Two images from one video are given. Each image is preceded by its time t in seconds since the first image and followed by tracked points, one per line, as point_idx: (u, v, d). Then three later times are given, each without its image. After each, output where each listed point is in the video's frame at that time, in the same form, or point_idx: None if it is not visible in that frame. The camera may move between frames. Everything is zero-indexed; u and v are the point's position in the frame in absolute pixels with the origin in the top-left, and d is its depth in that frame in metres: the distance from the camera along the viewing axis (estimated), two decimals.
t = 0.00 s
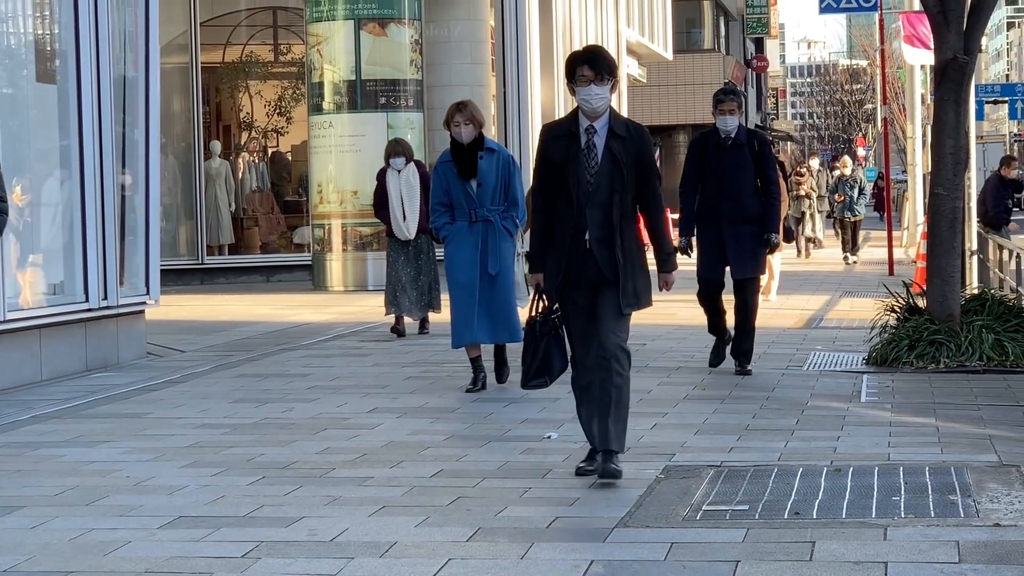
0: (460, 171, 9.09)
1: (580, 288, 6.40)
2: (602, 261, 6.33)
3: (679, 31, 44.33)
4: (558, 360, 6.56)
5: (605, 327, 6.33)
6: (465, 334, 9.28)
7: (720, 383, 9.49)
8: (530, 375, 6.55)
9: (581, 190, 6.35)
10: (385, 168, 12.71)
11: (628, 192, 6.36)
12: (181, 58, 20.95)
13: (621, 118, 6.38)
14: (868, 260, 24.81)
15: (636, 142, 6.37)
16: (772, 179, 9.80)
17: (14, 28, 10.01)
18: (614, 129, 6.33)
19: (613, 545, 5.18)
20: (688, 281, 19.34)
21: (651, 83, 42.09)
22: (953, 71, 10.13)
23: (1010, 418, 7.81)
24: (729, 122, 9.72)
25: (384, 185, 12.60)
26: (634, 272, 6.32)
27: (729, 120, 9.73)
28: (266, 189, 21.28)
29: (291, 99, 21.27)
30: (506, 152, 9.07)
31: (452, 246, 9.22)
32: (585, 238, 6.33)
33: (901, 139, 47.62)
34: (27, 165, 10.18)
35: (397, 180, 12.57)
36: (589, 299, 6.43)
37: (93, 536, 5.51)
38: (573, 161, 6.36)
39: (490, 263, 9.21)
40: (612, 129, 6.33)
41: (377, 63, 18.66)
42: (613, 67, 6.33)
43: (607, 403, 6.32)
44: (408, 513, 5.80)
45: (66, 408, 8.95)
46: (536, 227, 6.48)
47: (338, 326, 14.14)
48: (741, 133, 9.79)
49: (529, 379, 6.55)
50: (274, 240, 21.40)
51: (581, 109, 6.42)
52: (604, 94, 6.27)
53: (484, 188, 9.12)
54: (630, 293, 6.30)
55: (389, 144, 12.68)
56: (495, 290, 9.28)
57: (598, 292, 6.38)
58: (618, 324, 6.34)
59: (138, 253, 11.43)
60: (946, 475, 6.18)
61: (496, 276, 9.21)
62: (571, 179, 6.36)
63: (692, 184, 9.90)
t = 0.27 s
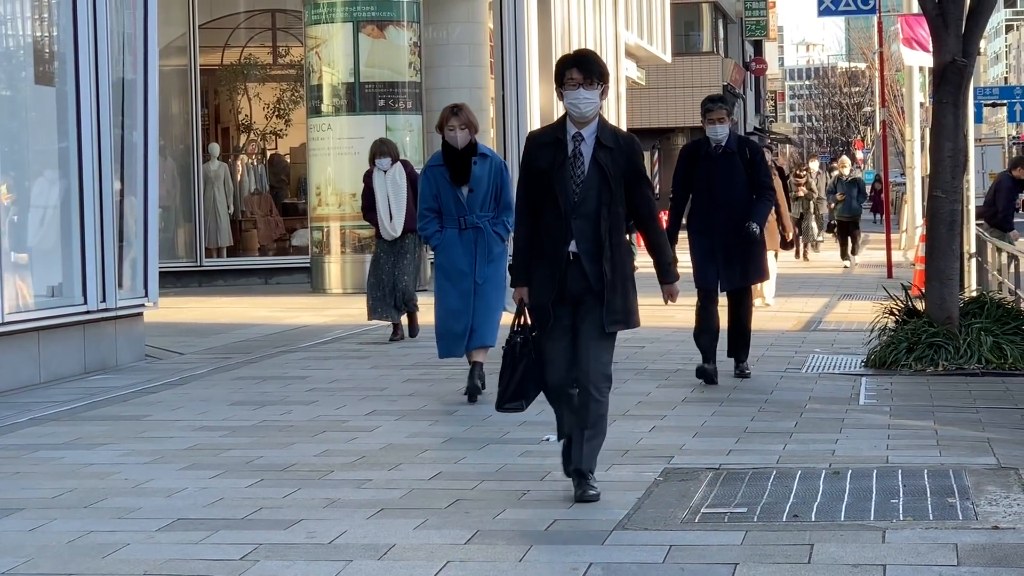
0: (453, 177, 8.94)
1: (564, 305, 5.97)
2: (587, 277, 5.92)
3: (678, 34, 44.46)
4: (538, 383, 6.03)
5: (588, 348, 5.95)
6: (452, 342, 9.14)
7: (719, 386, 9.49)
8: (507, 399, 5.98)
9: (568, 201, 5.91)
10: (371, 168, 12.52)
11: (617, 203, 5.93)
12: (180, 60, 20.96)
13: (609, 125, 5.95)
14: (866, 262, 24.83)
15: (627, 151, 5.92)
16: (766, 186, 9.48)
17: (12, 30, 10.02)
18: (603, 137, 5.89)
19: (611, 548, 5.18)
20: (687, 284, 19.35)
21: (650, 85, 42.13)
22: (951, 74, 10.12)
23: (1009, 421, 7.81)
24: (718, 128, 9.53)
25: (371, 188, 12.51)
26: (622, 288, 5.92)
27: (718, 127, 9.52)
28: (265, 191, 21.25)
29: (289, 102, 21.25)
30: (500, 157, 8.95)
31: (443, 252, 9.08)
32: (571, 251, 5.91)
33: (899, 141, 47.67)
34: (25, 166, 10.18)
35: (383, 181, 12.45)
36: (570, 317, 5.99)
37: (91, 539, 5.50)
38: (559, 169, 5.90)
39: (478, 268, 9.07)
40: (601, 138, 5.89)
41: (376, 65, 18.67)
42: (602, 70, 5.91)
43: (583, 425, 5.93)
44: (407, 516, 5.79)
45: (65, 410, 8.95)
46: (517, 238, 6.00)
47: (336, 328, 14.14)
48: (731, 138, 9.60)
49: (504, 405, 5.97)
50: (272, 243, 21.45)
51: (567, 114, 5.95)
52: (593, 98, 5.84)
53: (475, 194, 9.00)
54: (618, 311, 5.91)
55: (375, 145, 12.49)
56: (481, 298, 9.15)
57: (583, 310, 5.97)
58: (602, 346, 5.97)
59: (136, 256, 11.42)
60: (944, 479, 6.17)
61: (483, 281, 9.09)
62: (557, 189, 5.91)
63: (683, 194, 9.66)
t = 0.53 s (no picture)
0: (443, 174, 8.66)
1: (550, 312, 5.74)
2: (575, 282, 5.70)
3: (676, 35, 44.56)
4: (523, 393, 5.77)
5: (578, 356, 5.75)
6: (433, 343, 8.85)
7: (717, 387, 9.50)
8: (490, 405, 5.70)
9: (553, 202, 5.69)
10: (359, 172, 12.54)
11: (604, 205, 5.73)
12: (178, 62, 20.97)
13: (594, 124, 5.74)
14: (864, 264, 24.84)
15: (613, 151, 5.72)
16: (756, 183, 9.25)
17: (9, 30, 10.04)
18: (588, 136, 5.68)
19: (610, 549, 5.18)
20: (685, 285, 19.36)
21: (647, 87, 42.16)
22: (949, 76, 10.12)
23: (1007, 423, 7.82)
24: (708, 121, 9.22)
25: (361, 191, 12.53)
26: (611, 294, 5.69)
27: (707, 120, 9.21)
28: (263, 193, 21.25)
29: (287, 103, 21.23)
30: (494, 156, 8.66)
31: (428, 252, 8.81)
32: (557, 256, 5.69)
33: (897, 143, 47.70)
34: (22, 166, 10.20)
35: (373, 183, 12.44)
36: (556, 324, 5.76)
37: (89, 540, 5.51)
38: (542, 170, 5.69)
39: (468, 274, 8.81)
40: (586, 136, 5.68)
41: (374, 66, 18.65)
42: (585, 66, 5.69)
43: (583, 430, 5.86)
44: (405, 517, 5.79)
45: (62, 411, 8.95)
46: (499, 242, 5.76)
47: (335, 329, 14.14)
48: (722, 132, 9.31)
49: (488, 411, 5.70)
50: (270, 245, 21.44)
51: (548, 112, 5.74)
52: (575, 95, 5.62)
53: (466, 193, 8.71)
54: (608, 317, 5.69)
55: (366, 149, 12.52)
56: (469, 303, 8.86)
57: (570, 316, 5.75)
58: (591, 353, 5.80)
59: (134, 257, 11.42)
60: (943, 480, 6.18)
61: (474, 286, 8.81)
62: (541, 190, 5.69)
63: (673, 188, 9.42)
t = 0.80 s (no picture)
0: (430, 183, 8.28)
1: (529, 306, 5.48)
2: (553, 275, 5.43)
3: (675, 36, 44.66)
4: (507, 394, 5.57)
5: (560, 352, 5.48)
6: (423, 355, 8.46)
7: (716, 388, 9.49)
8: (478, 412, 5.52)
9: (528, 192, 5.46)
10: (353, 167, 12.42)
11: (582, 193, 5.46)
12: (178, 62, 20.97)
13: (570, 109, 5.47)
14: (863, 266, 24.85)
15: (589, 138, 5.47)
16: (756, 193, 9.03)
17: (9, 29, 10.04)
18: (564, 120, 5.43)
19: (609, 550, 5.18)
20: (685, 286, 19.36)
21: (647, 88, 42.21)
22: (948, 77, 10.12)
23: (1007, 424, 7.82)
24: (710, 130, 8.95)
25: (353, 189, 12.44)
26: (591, 287, 5.45)
27: (710, 127, 8.93)
28: (262, 193, 21.22)
29: (286, 104, 21.23)
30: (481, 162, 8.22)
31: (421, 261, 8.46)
32: (534, 248, 5.44)
33: (896, 144, 47.73)
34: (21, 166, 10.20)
35: (365, 181, 12.35)
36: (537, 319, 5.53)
37: (88, 541, 5.51)
38: (517, 158, 5.45)
39: (460, 285, 8.46)
40: (561, 121, 5.44)
41: (373, 67, 18.63)
42: (560, 50, 5.43)
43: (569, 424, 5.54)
44: (405, 518, 5.79)
45: (61, 412, 8.94)
46: (476, 237, 5.55)
47: (334, 330, 14.14)
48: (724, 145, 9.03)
49: (475, 419, 5.52)
50: (269, 245, 21.45)
51: (523, 100, 5.49)
52: (549, 80, 5.36)
53: (455, 201, 8.32)
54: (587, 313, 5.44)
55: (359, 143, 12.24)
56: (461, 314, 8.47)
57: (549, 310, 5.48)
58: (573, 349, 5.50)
59: (134, 258, 11.41)
60: (942, 482, 6.18)
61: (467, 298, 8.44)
62: (516, 180, 5.45)
63: (669, 198, 9.07)
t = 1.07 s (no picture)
0: (420, 176, 8.12)
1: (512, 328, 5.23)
2: (537, 295, 5.17)
3: (674, 36, 44.69)
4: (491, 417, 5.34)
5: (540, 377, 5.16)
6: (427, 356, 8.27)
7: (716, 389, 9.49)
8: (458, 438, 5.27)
9: (514, 209, 5.19)
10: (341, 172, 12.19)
11: (571, 211, 5.20)
12: (178, 62, 20.98)
13: (561, 122, 5.23)
14: (863, 266, 24.84)
15: (581, 151, 5.20)
16: (752, 183, 8.70)
17: (9, 29, 10.04)
18: (554, 135, 5.16)
19: (609, 550, 5.18)
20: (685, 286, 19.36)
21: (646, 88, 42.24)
22: (948, 77, 10.12)
23: (1007, 424, 7.82)
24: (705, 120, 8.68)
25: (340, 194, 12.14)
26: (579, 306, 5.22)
27: (705, 113, 8.69)
28: (262, 194, 21.21)
29: (286, 104, 21.24)
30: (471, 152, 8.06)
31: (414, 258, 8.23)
32: (519, 267, 5.16)
33: (896, 144, 47.75)
34: (21, 166, 10.21)
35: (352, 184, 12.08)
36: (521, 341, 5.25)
37: (87, 541, 5.50)
38: (503, 172, 5.18)
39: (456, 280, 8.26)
40: (551, 136, 5.17)
41: (373, 68, 18.64)
42: (552, 58, 5.23)
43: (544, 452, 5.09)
44: (404, 518, 5.79)
45: (61, 413, 8.95)
46: (458, 254, 5.29)
47: (333, 330, 14.14)
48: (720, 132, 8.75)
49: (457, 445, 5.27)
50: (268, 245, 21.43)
51: (512, 109, 5.25)
52: (540, 89, 5.13)
53: (447, 192, 8.15)
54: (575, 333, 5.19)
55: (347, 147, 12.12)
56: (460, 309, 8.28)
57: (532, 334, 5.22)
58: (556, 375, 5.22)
59: (133, 258, 11.42)
60: (942, 482, 6.18)
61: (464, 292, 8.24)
62: (501, 196, 5.19)
63: (665, 186, 8.88)
